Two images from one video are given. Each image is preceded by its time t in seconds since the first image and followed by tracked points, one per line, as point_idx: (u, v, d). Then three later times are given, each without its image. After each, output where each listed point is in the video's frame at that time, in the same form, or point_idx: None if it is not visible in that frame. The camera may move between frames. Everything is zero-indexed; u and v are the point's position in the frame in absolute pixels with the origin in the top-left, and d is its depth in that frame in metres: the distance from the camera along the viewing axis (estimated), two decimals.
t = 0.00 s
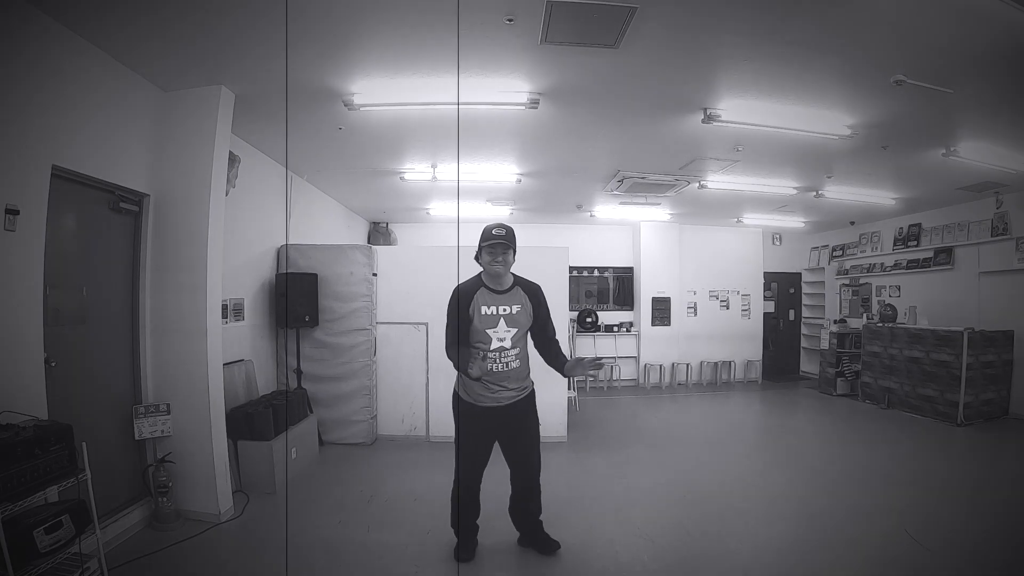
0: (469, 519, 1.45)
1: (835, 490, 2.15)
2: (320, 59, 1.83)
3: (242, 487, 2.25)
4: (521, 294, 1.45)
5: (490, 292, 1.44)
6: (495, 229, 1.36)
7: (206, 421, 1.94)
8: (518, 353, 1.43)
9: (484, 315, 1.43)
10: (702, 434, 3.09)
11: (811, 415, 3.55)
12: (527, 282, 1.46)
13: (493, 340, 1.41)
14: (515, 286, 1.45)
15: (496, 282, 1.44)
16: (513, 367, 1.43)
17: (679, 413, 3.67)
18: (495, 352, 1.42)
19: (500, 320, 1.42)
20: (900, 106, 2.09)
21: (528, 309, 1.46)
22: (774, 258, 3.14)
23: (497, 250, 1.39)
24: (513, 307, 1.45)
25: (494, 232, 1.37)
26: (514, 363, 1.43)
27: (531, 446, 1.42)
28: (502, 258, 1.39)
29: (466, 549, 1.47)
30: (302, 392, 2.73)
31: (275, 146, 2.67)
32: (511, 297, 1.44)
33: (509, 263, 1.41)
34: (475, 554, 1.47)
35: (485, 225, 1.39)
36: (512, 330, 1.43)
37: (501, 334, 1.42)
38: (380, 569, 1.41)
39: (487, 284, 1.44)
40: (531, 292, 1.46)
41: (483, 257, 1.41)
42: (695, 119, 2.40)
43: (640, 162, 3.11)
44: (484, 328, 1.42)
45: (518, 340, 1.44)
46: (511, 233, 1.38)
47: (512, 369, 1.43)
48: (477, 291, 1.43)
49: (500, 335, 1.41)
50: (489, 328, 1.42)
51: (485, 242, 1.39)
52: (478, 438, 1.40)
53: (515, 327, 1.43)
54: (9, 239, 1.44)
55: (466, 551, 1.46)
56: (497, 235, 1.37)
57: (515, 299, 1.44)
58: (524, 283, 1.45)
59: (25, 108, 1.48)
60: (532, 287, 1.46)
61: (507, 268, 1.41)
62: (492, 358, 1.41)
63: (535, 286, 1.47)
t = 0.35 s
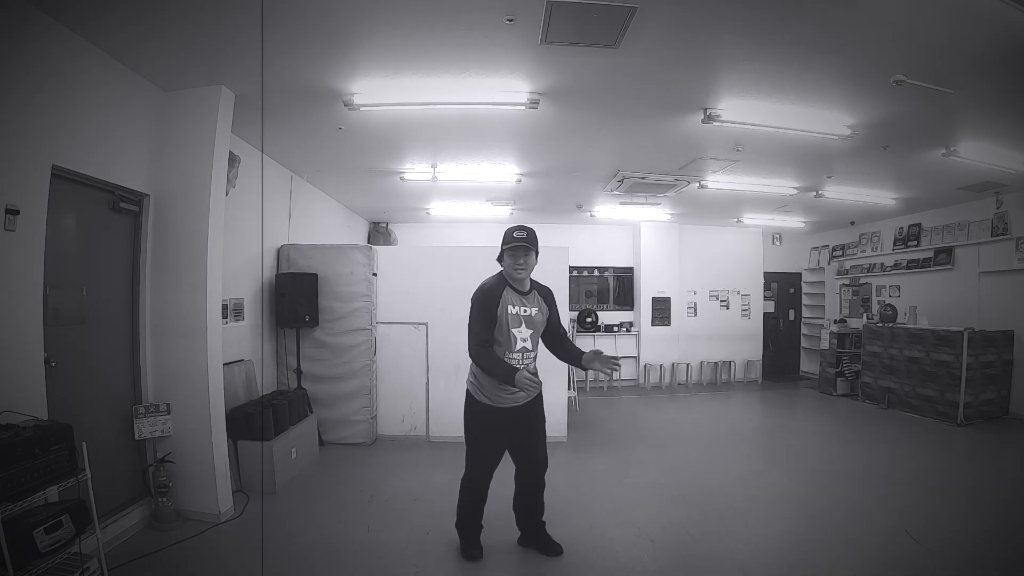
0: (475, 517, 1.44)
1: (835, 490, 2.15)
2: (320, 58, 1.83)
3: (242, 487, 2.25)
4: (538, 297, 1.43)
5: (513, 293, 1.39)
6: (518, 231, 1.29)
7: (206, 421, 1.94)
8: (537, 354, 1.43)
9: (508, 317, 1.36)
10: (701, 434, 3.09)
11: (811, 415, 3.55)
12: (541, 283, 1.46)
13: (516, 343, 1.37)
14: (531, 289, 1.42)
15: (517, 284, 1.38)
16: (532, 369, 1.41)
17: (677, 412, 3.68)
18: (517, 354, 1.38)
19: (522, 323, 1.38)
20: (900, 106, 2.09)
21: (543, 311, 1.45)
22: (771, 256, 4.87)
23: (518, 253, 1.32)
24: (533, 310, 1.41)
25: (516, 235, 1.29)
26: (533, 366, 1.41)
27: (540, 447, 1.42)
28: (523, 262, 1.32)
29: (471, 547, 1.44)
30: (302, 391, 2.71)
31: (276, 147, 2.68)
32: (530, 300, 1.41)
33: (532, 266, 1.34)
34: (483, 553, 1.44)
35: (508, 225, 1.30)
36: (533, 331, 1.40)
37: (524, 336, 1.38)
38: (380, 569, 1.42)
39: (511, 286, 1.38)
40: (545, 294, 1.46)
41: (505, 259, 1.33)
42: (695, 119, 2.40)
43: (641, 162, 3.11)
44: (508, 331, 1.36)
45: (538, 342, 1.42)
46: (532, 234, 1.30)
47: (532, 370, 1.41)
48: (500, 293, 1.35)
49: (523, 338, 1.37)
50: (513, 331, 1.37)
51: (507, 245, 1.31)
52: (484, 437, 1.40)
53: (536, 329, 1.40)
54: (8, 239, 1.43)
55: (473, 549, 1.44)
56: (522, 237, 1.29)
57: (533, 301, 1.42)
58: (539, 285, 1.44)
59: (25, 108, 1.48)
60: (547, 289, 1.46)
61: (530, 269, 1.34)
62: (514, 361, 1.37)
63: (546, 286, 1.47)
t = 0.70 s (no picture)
0: (476, 515, 1.46)
1: (835, 490, 2.15)
2: (320, 58, 1.83)
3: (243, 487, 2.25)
4: (554, 304, 1.42)
5: (529, 301, 1.39)
6: (538, 238, 1.24)
7: (206, 421, 1.94)
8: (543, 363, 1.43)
9: (520, 324, 1.38)
10: (701, 434, 3.09)
11: (811, 415, 3.55)
12: (562, 288, 1.43)
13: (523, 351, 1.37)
14: (548, 297, 1.41)
15: (534, 290, 1.37)
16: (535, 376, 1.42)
17: (674, 412, 3.69)
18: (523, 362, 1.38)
19: (533, 331, 1.39)
20: (900, 106, 2.09)
21: (560, 317, 1.44)
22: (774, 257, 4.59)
23: (536, 258, 1.29)
24: (547, 319, 1.41)
25: (534, 241, 1.24)
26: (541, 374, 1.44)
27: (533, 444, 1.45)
28: (542, 268, 1.28)
29: (474, 545, 1.48)
30: (302, 392, 2.72)
31: (276, 148, 2.68)
32: (545, 308, 1.41)
33: (549, 275, 1.31)
34: (488, 552, 1.48)
35: (524, 232, 1.24)
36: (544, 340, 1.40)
37: (532, 344, 1.38)
38: (380, 569, 1.42)
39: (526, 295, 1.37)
40: (565, 300, 1.44)
41: (523, 264, 1.30)
42: (695, 119, 2.40)
43: (640, 162, 3.11)
44: (518, 338, 1.37)
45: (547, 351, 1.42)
46: (550, 241, 1.25)
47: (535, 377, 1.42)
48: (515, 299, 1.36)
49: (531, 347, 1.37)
50: (523, 338, 1.38)
51: (526, 251, 1.28)
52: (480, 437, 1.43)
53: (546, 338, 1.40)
54: (8, 239, 1.43)
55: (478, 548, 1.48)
56: (540, 245, 1.25)
57: (548, 310, 1.41)
58: (559, 292, 1.42)
59: (25, 108, 1.48)
60: (569, 296, 1.43)
61: (547, 278, 1.32)
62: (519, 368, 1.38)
63: (568, 292, 1.44)
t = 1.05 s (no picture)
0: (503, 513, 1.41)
1: (835, 489, 2.15)
2: (320, 58, 1.83)
3: (243, 487, 2.25)
4: (556, 295, 1.43)
5: (522, 295, 1.43)
6: (529, 229, 1.33)
7: (206, 422, 1.94)
8: (552, 358, 1.44)
9: (519, 318, 1.42)
10: (701, 434, 3.08)
11: (811, 415, 3.54)
12: (563, 281, 1.43)
13: (527, 345, 1.42)
14: (549, 288, 1.42)
15: (530, 284, 1.41)
16: (548, 372, 1.42)
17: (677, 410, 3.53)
18: (529, 358, 1.42)
19: (534, 324, 1.42)
20: (900, 106, 2.09)
21: (562, 309, 1.44)
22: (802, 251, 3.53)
23: (530, 250, 1.36)
24: (548, 309, 1.43)
25: (527, 232, 1.33)
26: (552, 369, 1.43)
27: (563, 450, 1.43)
28: (536, 256, 1.35)
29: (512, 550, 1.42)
30: (302, 392, 2.71)
31: (275, 147, 2.67)
32: (544, 300, 1.43)
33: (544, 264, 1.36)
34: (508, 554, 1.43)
35: (518, 226, 1.34)
36: (547, 332, 1.44)
37: (536, 338, 1.43)
38: (380, 569, 1.42)
39: (522, 287, 1.41)
40: (565, 292, 1.43)
41: (516, 255, 1.37)
42: (695, 118, 2.40)
43: (640, 162, 3.12)
44: (518, 332, 1.42)
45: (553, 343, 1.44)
46: (542, 230, 1.33)
47: (547, 373, 1.42)
48: (509, 293, 1.43)
49: (533, 341, 1.42)
50: (524, 332, 1.42)
51: (520, 243, 1.35)
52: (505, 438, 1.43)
53: (550, 329, 1.43)
54: (8, 239, 1.43)
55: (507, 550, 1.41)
56: (530, 234, 1.33)
57: (548, 301, 1.43)
58: (559, 283, 1.42)
59: (25, 108, 1.48)
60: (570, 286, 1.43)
61: (542, 270, 1.38)
62: (525, 363, 1.42)
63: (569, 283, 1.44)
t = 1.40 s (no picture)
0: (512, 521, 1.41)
1: (835, 489, 2.15)
2: (320, 58, 1.83)
3: (243, 487, 2.24)
4: (555, 294, 1.42)
5: (520, 292, 1.45)
6: (529, 227, 1.36)
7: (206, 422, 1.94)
8: (548, 357, 1.42)
9: (516, 314, 1.44)
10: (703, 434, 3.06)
11: (812, 415, 3.54)
12: (564, 281, 1.43)
13: (522, 341, 1.43)
14: (548, 286, 1.43)
15: (529, 281, 1.43)
16: (543, 372, 1.42)
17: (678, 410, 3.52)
18: (524, 355, 1.43)
19: (530, 321, 1.42)
20: (900, 106, 2.09)
21: (563, 310, 1.43)
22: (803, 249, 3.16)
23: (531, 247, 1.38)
24: (546, 307, 1.42)
25: (527, 230, 1.37)
26: (547, 368, 1.42)
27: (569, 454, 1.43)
28: (535, 253, 1.37)
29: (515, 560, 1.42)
30: (302, 392, 2.71)
31: (275, 146, 2.66)
32: (542, 298, 1.43)
33: (542, 262, 1.38)
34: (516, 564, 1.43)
35: (519, 223, 1.39)
36: (544, 331, 1.42)
37: (531, 335, 1.42)
38: (380, 569, 1.42)
39: (520, 285, 1.44)
40: (566, 292, 1.43)
41: (517, 252, 1.41)
42: (695, 118, 2.39)
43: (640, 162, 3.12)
44: (514, 328, 1.44)
45: (549, 343, 1.42)
46: (542, 229, 1.36)
47: (543, 372, 1.42)
48: (507, 290, 1.46)
49: (528, 338, 1.43)
50: (520, 328, 1.44)
51: (520, 240, 1.39)
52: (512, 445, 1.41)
53: (546, 328, 1.42)
54: (8, 239, 1.43)
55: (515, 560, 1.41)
56: (529, 231, 1.36)
57: (546, 299, 1.43)
58: (559, 282, 1.42)
59: (26, 108, 1.48)
60: (570, 287, 1.42)
61: (540, 268, 1.40)
62: (520, 361, 1.43)
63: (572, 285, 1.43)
